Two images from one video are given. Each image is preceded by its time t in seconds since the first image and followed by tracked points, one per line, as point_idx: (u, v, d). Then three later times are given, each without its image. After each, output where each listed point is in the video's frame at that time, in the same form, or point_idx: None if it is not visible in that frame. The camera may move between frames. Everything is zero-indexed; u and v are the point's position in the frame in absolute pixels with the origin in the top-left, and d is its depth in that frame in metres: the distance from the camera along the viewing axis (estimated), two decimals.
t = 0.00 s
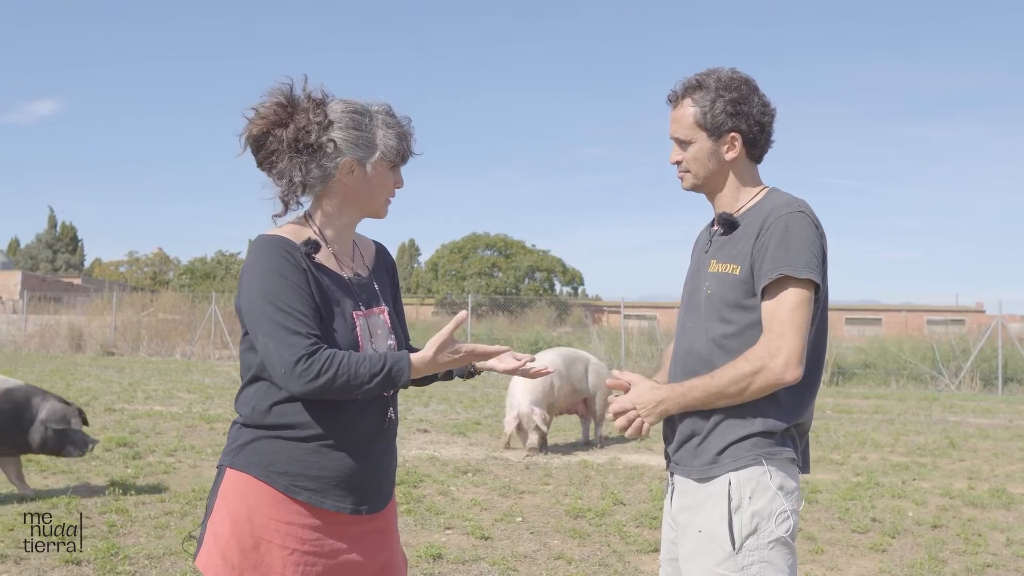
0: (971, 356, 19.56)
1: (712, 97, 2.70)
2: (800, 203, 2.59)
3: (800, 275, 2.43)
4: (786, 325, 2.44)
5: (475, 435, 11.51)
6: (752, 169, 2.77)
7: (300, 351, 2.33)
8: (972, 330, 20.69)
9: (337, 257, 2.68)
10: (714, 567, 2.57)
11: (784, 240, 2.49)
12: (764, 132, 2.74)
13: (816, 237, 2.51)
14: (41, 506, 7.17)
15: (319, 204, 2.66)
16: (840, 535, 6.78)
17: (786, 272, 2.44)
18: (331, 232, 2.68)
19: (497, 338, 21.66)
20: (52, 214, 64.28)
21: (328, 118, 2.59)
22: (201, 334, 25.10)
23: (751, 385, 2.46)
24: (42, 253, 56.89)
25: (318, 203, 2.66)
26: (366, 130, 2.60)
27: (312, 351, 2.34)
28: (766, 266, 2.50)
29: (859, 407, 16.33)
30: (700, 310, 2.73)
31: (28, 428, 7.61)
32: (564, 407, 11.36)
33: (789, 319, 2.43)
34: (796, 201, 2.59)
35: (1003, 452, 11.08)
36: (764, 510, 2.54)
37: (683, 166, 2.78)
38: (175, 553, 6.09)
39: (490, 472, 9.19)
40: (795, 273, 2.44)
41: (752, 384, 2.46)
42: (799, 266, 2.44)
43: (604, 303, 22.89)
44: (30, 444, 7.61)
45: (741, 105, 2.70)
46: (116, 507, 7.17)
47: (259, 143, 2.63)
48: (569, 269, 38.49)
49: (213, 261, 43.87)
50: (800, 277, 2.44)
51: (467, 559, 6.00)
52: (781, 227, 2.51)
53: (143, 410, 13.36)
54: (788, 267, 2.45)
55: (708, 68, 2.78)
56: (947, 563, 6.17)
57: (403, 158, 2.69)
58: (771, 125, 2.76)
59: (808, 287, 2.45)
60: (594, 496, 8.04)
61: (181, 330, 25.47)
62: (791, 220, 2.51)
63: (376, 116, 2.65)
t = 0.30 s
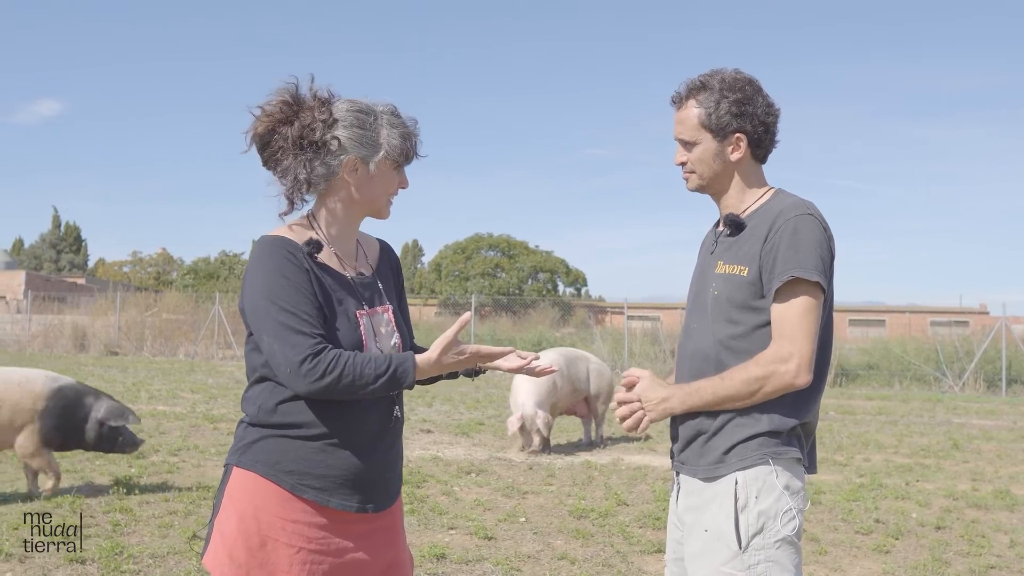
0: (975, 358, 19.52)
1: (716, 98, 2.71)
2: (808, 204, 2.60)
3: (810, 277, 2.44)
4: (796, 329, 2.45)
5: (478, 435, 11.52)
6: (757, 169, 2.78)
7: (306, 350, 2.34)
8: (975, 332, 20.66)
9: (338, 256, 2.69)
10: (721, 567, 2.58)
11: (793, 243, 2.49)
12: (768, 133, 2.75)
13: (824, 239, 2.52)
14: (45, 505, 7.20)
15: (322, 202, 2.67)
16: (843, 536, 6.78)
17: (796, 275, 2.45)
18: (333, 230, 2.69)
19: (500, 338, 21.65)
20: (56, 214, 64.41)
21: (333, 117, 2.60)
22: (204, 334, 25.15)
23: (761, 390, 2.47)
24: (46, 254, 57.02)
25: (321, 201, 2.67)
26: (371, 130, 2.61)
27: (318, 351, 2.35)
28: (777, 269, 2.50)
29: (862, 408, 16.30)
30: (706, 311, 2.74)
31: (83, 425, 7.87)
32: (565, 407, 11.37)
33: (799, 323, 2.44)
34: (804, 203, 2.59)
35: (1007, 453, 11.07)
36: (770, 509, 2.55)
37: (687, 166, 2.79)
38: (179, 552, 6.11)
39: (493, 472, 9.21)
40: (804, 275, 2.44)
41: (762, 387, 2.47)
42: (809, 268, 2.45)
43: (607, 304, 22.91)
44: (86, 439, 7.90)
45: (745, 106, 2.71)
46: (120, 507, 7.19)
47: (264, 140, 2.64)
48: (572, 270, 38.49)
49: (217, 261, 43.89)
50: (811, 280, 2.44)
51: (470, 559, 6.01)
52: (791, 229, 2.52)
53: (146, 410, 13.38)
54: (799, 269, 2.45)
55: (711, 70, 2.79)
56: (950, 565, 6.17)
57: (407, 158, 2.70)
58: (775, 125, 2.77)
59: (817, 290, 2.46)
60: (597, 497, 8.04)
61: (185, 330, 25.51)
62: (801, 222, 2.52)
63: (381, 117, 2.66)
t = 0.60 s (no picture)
0: (977, 358, 19.53)
1: (737, 95, 2.73)
2: (820, 204, 2.62)
3: (820, 276, 2.46)
4: (803, 329, 2.47)
5: (482, 435, 11.55)
6: (772, 168, 2.80)
7: (314, 349, 2.37)
8: (978, 332, 20.67)
9: (351, 255, 2.71)
10: (734, 563, 2.60)
11: (804, 243, 2.51)
12: (785, 132, 2.77)
13: (835, 238, 2.55)
14: (52, 504, 7.22)
15: (331, 201, 2.69)
16: (848, 535, 6.80)
17: (807, 274, 2.47)
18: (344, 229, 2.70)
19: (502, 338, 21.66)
20: (59, 214, 64.52)
21: (337, 114, 2.63)
22: (207, 334, 25.19)
23: (770, 395, 2.49)
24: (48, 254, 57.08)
25: (330, 200, 2.69)
26: (375, 124, 2.64)
27: (326, 350, 2.38)
28: (788, 268, 2.52)
29: (865, 408, 16.32)
30: (719, 310, 2.76)
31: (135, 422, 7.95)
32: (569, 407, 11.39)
33: (806, 323, 2.46)
34: (816, 203, 2.62)
35: (1010, 453, 11.09)
36: (783, 506, 2.57)
37: (702, 161, 2.82)
38: (187, 551, 6.14)
39: (498, 471, 9.23)
40: (816, 274, 2.47)
41: (773, 391, 2.48)
42: (819, 266, 2.47)
43: (609, 304, 22.94)
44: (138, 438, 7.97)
45: (764, 104, 2.73)
46: (127, 505, 7.22)
47: (271, 146, 2.66)
48: (573, 270, 38.53)
49: (218, 261, 43.93)
50: (820, 279, 2.47)
51: (477, 558, 6.03)
52: (802, 228, 2.54)
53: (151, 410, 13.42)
54: (810, 268, 2.47)
55: (733, 67, 2.82)
56: (955, 564, 6.18)
57: (412, 151, 2.72)
58: (793, 125, 2.80)
59: (826, 289, 2.48)
60: (602, 496, 8.06)
61: (187, 330, 25.55)
62: (811, 222, 2.54)
63: (383, 111, 2.69)
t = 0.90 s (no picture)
0: (977, 358, 19.56)
1: (742, 99, 2.75)
2: (830, 206, 2.64)
3: (831, 277, 2.48)
4: (814, 330, 2.49)
5: (483, 435, 11.57)
6: (779, 170, 2.82)
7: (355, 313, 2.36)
8: (977, 332, 20.69)
9: (355, 254, 2.71)
10: (743, 563, 2.62)
11: (815, 244, 2.54)
12: (792, 134, 2.79)
13: (846, 240, 2.56)
14: (56, 504, 7.25)
15: (334, 199, 2.70)
16: (850, 535, 6.83)
17: (818, 275, 2.49)
18: (347, 229, 2.70)
19: (502, 338, 21.66)
20: (57, 214, 64.49)
21: (345, 116, 2.63)
22: (206, 334, 25.20)
23: (783, 395, 2.51)
24: (47, 254, 57.06)
25: (333, 199, 2.70)
26: (381, 130, 2.61)
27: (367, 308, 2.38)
28: (800, 269, 2.54)
29: (865, 408, 16.36)
30: (729, 312, 2.78)
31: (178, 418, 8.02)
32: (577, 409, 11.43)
33: (817, 323, 2.48)
34: (825, 205, 2.63)
35: (1010, 453, 11.12)
36: (793, 506, 2.59)
37: (711, 165, 2.84)
38: (191, 551, 6.16)
39: (500, 471, 9.25)
40: (828, 275, 2.49)
41: (788, 391, 2.50)
42: (831, 267, 2.50)
43: (609, 304, 22.98)
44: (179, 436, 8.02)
45: (771, 108, 2.75)
46: (130, 506, 7.24)
47: (281, 139, 2.69)
48: (573, 270, 38.56)
49: (217, 261, 43.91)
50: (831, 280, 2.49)
51: (480, 558, 6.05)
52: (812, 230, 2.56)
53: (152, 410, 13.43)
54: (821, 268, 2.50)
55: (738, 71, 2.84)
56: (957, 563, 6.21)
57: (417, 162, 2.68)
58: (800, 127, 2.82)
59: (837, 290, 2.50)
60: (604, 496, 8.09)
61: (187, 330, 25.55)
62: (822, 224, 2.56)
63: (392, 117, 2.66)
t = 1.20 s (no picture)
0: (973, 357, 19.58)
1: (740, 98, 2.75)
2: (829, 204, 2.64)
3: (830, 275, 2.48)
4: (812, 328, 2.49)
5: (481, 434, 11.57)
6: (777, 168, 2.82)
7: (360, 333, 2.40)
8: (974, 331, 20.71)
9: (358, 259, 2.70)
10: (742, 561, 2.62)
11: (814, 242, 2.53)
12: (790, 132, 2.79)
13: (844, 238, 2.56)
14: (53, 504, 7.23)
15: (338, 207, 2.68)
16: (847, 534, 6.83)
17: (817, 274, 2.49)
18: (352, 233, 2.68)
19: (499, 338, 21.63)
20: (53, 213, 64.41)
21: (346, 123, 2.62)
22: (203, 333, 25.17)
23: (784, 396, 2.50)
24: (43, 254, 56.94)
25: (337, 207, 2.69)
26: (383, 134, 2.61)
27: (371, 335, 2.40)
28: (800, 267, 2.54)
29: (862, 406, 16.37)
30: (729, 310, 2.78)
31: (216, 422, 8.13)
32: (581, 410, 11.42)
33: (815, 323, 2.48)
34: (825, 203, 2.63)
35: (1007, 452, 11.13)
36: (792, 505, 2.59)
37: (710, 165, 2.83)
38: (188, 551, 6.15)
39: (497, 471, 9.25)
40: (827, 273, 2.49)
41: (787, 391, 2.49)
42: (830, 265, 2.49)
43: (606, 304, 22.98)
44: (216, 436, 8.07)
45: (769, 106, 2.75)
46: (127, 506, 7.23)
47: (283, 153, 2.69)
48: (570, 270, 38.56)
49: (214, 261, 43.83)
50: (830, 278, 2.49)
51: (478, 557, 6.05)
52: (811, 228, 2.56)
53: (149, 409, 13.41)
54: (820, 266, 2.50)
55: (735, 71, 2.84)
56: (955, 561, 6.21)
57: (423, 161, 2.68)
58: (797, 126, 2.82)
59: (836, 288, 2.50)
60: (602, 495, 8.08)
61: (184, 330, 25.52)
62: (821, 221, 2.56)
63: (393, 119, 2.65)
